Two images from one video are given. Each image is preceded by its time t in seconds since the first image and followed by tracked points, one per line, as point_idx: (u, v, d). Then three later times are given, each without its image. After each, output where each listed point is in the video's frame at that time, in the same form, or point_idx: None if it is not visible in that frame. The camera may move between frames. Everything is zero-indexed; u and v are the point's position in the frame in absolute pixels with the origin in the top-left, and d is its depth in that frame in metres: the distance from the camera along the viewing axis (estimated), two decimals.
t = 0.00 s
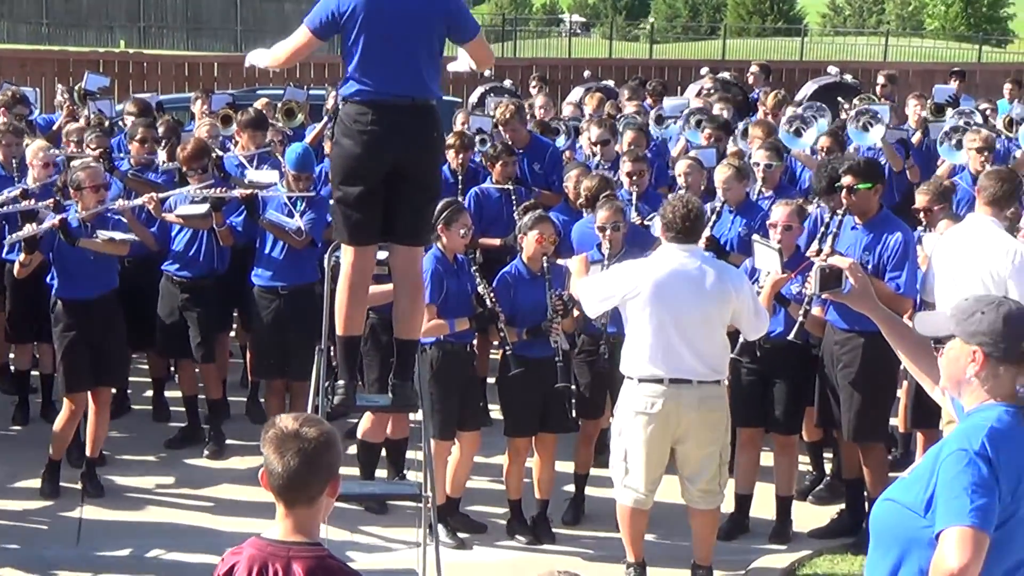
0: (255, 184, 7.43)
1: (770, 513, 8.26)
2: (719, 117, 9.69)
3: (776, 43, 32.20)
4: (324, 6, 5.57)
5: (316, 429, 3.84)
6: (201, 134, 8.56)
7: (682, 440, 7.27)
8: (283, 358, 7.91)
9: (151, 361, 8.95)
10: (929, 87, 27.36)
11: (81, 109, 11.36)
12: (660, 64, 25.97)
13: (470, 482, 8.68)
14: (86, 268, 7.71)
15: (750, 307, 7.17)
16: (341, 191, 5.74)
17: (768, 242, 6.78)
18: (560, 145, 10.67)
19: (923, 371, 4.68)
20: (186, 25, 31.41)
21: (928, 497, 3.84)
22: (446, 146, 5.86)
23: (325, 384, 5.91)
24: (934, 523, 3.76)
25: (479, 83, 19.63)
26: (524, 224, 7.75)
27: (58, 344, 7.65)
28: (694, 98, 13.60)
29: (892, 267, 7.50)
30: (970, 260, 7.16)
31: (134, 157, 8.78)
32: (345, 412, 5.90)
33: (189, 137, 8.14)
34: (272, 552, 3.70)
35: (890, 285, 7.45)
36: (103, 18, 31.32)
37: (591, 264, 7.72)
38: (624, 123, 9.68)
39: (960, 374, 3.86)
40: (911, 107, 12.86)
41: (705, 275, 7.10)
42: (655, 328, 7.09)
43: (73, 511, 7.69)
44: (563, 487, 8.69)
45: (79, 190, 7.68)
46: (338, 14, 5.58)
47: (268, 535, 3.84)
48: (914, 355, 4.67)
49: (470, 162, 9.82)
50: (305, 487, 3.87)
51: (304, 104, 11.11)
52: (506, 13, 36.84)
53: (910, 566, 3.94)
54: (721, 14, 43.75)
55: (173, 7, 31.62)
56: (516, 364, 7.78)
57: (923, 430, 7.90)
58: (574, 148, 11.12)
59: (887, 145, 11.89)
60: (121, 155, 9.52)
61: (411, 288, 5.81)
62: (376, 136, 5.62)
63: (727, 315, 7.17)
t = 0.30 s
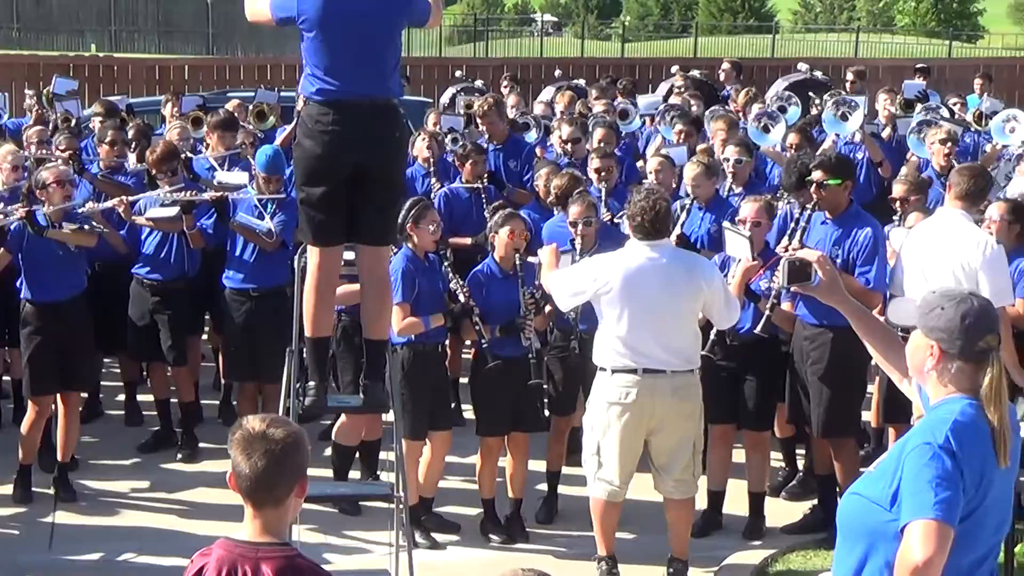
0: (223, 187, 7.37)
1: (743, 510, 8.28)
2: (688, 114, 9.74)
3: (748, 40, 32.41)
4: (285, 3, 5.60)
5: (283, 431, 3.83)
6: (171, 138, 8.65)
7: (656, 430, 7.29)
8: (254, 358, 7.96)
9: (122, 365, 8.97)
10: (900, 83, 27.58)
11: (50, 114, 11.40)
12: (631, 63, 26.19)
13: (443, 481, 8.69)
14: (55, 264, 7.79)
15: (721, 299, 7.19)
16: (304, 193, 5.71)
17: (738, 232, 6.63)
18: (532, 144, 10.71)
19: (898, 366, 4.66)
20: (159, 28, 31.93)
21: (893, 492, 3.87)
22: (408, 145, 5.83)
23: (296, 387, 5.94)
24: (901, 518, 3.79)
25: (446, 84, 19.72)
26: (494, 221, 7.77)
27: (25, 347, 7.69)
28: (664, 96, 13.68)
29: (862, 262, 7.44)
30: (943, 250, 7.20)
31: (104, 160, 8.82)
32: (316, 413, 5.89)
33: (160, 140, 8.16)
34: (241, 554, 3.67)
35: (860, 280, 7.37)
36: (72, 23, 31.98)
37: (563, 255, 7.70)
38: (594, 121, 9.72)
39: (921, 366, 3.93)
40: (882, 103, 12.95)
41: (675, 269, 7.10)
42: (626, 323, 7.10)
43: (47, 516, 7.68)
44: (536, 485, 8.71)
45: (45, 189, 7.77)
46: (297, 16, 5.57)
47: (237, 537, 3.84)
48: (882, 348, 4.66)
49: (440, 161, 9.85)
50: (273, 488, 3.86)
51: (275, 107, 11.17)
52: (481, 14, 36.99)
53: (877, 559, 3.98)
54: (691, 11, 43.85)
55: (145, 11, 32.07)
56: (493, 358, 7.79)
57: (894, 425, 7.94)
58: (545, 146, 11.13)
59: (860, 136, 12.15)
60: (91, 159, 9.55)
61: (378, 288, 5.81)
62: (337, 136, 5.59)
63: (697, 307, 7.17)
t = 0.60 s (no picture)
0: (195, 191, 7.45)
1: (717, 510, 8.30)
2: (661, 116, 9.77)
3: (721, 41, 32.58)
4: (247, 10, 5.65)
5: (258, 434, 3.84)
6: (145, 141, 8.75)
7: (631, 432, 7.28)
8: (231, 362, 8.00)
9: (96, 369, 8.97)
10: (871, 84, 27.86)
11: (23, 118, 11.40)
12: (604, 65, 26.33)
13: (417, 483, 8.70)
14: (25, 275, 7.74)
15: (694, 300, 7.21)
16: (270, 196, 5.75)
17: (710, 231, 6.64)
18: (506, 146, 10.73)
19: (867, 363, 4.76)
20: (134, 32, 31.95)
21: (862, 490, 3.88)
22: (372, 147, 5.87)
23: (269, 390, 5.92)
24: (869, 516, 3.80)
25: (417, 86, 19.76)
26: (468, 224, 7.78)
27: None
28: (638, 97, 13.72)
29: (834, 261, 7.38)
30: (912, 252, 7.19)
31: (76, 164, 8.85)
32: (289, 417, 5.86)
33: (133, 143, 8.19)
34: (215, 556, 3.70)
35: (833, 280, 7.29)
36: (46, 26, 32.25)
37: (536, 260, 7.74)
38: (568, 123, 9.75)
39: (888, 367, 3.99)
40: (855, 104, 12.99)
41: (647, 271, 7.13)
42: (599, 325, 7.12)
43: (20, 520, 7.67)
44: (510, 487, 8.72)
45: (20, 200, 7.83)
46: (259, 20, 5.63)
47: (211, 538, 3.85)
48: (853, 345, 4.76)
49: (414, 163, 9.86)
50: (247, 490, 3.88)
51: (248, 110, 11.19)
52: (458, 16, 37.09)
53: (845, 558, 3.99)
54: (664, 12, 43.95)
55: (118, 14, 32.05)
56: (464, 363, 7.79)
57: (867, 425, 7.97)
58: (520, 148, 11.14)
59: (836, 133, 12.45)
60: (64, 163, 9.56)
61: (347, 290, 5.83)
62: (300, 140, 5.62)
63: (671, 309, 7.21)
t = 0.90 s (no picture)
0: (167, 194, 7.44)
1: (689, 510, 8.32)
2: (632, 117, 9.80)
3: (693, 41, 32.67)
4: (209, 12, 5.67)
5: (230, 437, 3.83)
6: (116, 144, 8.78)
7: (601, 436, 7.35)
8: (202, 364, 8.02)
9: (67, 372, 8.96)
10: (843, 84, 28.04)
11: None
12: (577, 66, 26.44)
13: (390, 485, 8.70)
14: None
15: (664, 302, 7.26)
16: (234, 200, 5.75)
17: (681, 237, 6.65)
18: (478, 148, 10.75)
19: (837, 364, 4.90)
20: (105, 33, 31.91)
21: (828, 491, 3.88)
22: (336, 149, 5.86)
23: (240, 394, 5.92)
24: (835, 516, 3.80)
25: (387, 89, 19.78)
26: (441, 227, 7.74)
27: None
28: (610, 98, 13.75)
29: (806, 266, 7.40)
30: (881, 246, 7.24)
31: (47, 167, 8.87)
32: (260, 421, 5.84)
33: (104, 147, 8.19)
34: (186, 560, 3.69)
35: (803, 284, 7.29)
36: (16, 29, 32.09)
37: (508, 264, 7.72)
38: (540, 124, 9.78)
39: (854, 368, 4.00)
40: (826, 104, 13.07)
41: (617, 272, 7.18)
42: (569, 327, 7.17)
43: None
44: (483, 488, 8.73)
45: None
46: (221, 23, 5.64)
47: (183, 543, 3.84)
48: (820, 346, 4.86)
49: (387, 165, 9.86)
50: (218, 494, 3.87)
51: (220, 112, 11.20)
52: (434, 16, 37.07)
53: (812, 559, 3.98)
54: (638, 13, 44.01)
55: (90, 16, 31.93)
56: (436, 366, 7.79)
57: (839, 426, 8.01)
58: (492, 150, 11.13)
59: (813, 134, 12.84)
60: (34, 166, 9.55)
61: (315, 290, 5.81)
62: (263, 143, 5.62)
63: (642, 312, 7.26)
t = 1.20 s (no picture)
0: (133, 196, 7.44)
1: (660, 510, 8.32)
2: (600, 118, 9.84)
3: (664, 42, 32.75)
4: (168, 15, 5.67)
5: (192, 439, 3.83)
6: (83, 146, 8.95)
7: (570, 435, 7.36)
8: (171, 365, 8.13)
9: (36, 376, 8.95)
10: (812, 84, 28.22)
11: None
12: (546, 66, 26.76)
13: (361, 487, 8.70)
14: None
15: (633, 302, 7.26)
16: (197, 202, 5.71)
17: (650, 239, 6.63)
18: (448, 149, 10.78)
19: (800, 365, 4.87)
20: (74, 35, 31.75)
21: (793, 487, 3.89)
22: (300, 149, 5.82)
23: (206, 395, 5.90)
24: (800, 513, 3.81)
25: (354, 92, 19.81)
26: (409, 228, 7.73)
27: None
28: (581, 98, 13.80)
29: (772, 264, 7.42)
30: (846, 246, 7.28)
31: (15, 170, 8.88)
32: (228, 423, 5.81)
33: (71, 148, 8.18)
34: (151, 562, 3.67)
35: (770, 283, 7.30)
36: None
37: (476, 265, 7.70)
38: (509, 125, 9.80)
39: (818, 366, 4.00)
40: (795, 104, 13.14)
41: (585, 272, 7.19)
42: (537, 327, 7.17)
43: None
44: (453, 489, 8.73)
45: None
46: (180, 24, 5.63)
47: (147, 546, 3.82)
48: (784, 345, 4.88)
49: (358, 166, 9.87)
50: (182, 496, 3.86)
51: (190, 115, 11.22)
52: (407, 18, 37.07)
53: (777, 556, 3.99)
54: (610, 14, 44.14)
55: (60, 19, 31.96)
56: (405, 367, 7.79)
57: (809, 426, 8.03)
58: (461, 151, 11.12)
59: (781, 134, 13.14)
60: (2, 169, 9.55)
61: (278, 293, 5.74)
62: (224, 144, 5.59)
63: (610, 311, 7.26)
